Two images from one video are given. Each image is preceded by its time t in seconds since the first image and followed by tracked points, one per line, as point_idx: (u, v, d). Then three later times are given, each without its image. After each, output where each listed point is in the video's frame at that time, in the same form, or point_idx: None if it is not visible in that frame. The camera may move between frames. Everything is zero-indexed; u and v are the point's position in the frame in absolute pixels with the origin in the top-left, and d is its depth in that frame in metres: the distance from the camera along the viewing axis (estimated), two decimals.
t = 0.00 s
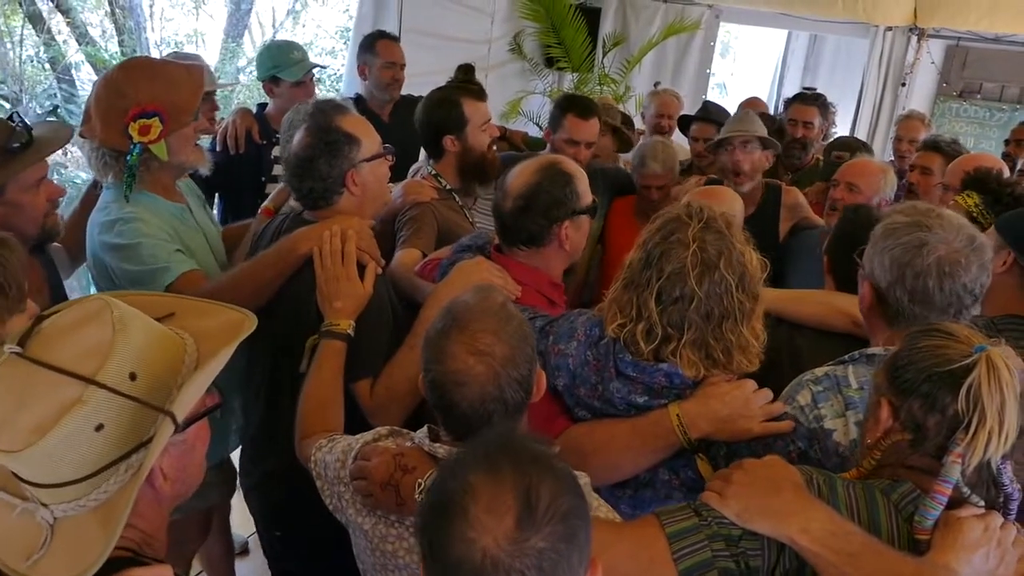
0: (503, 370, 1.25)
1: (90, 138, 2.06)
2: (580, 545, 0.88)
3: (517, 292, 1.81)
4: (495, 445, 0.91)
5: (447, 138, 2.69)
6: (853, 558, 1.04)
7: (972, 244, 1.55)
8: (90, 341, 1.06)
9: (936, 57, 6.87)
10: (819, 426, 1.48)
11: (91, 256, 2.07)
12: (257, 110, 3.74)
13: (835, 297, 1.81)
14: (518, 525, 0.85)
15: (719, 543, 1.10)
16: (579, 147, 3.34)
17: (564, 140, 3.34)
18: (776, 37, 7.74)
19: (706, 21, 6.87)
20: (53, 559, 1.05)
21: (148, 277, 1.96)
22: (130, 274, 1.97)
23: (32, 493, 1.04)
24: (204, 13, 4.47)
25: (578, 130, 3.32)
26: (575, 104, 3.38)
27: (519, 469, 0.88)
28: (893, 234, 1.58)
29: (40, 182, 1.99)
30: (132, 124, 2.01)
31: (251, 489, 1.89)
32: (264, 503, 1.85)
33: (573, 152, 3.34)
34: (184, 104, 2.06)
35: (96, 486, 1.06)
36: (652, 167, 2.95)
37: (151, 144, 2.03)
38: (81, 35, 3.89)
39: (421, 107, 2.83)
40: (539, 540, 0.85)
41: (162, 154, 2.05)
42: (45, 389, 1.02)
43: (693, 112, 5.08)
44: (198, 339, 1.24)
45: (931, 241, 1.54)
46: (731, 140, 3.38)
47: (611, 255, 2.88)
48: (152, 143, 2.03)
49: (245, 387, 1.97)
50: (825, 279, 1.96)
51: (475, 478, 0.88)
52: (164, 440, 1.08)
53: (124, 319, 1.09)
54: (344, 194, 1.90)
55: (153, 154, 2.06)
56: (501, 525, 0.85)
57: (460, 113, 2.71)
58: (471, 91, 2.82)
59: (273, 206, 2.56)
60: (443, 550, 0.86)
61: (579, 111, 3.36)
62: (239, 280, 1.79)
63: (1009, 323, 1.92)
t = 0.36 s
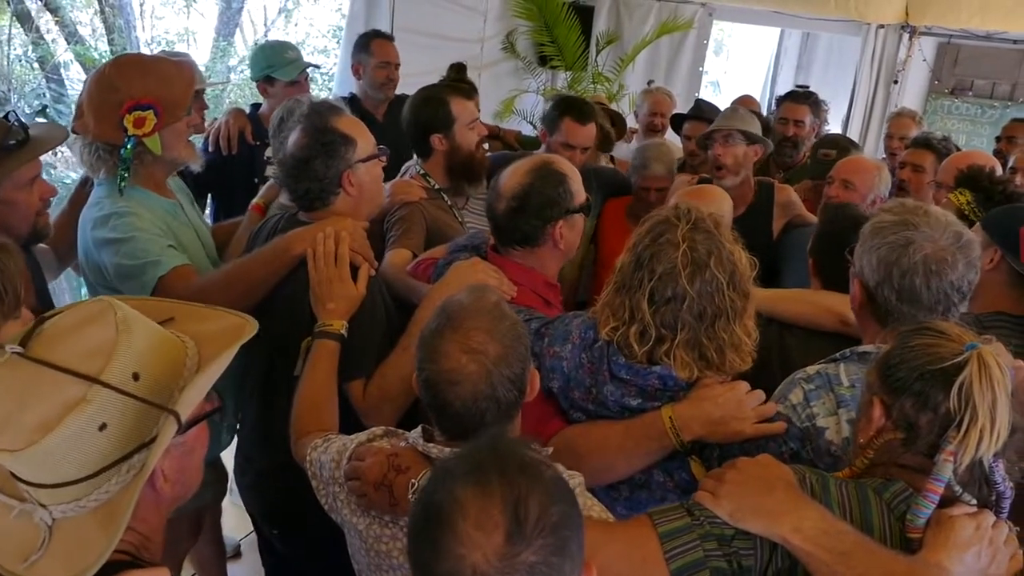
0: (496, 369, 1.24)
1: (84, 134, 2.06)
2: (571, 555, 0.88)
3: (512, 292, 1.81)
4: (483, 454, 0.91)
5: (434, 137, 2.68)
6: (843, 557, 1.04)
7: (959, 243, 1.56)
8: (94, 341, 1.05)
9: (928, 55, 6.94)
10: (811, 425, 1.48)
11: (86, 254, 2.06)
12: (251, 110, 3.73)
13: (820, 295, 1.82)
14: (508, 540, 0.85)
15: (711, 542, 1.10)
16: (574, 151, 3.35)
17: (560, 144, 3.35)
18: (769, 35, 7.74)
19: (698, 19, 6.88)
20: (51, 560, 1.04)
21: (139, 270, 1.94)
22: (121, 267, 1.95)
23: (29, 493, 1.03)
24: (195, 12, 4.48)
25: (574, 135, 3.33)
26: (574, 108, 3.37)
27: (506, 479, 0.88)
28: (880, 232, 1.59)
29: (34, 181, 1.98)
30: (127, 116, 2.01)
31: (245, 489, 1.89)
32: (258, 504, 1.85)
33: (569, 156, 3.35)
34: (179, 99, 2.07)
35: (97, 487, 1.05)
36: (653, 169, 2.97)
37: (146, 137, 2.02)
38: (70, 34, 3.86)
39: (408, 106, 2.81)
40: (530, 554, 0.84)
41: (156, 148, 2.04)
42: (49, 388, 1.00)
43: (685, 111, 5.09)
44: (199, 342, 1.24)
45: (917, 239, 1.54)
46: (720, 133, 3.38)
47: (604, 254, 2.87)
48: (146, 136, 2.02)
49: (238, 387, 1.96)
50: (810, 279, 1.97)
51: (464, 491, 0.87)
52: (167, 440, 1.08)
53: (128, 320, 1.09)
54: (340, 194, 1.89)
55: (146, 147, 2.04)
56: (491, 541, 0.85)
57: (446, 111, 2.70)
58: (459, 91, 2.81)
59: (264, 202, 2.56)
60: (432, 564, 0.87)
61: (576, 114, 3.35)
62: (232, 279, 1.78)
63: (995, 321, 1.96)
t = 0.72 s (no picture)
0: (490, 367, 1.24)
1: (82, 129, 2.05)
2: (567, 555, 0.87)
3: (508, 290, 1.80)
4: (475, 458, 0.91)
5: (421, 137, 2.67)
6: (835, 554, 1.04)
7: (951, 237, 1.57)
8: (101, 339, 1.05)
9: (920, 53, 6.87)
10: (807, 418, 1.47)
11: (83, 250, 2.05)
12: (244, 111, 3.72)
13: (808, 294, 1.82)
14: (504, 540, 0.84)
15: (703, 541, 1.10)
16: (564, 149, 3.35)
17: (550, 141, 3.35)
18: (761, 34, 7.75)
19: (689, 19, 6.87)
20: (52, 560, 1.02)
21: (133, 267, 1.92)
22: (116, 263, 1.93)
23: (31, 491, 1.01)
24: (184, 13, 4.46)
25: (564, 132, 3.32)
26: (566, 107, 3.37)
27: (500, 479, 0.88)
28: (874, 226, 1.59)
29: (28, 178, 1.97)
30: (128, 108, 2.00)
31: (240, 488, 1.88)
32: (253, 504, 1.84)
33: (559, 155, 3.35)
34: (179, 94, 2.07)
35: (100, 485, 1.04)
36: (645, 163, 2.95)
37: (145, 130, 2.01)
38: (57, 35, 3.84)
39: (395, 106, 2.80)
40: (525, 555, 0.84)
41: (155, 142, 2.03)
42: (55, 385, 0.99)
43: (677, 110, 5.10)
44: (203, 343, 1.23)
45: (911, 231, 1.55)
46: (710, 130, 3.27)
47: (596, 254, 2.87)
48: (146, 129, 2.01)
49: (232, 387, 1.95)
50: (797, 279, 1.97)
51: (458, 491, 0.87)
52: (174, 438, 1.07)
53: (134, 320, 1.08)
54: (332, 193, 1.88)
55: (145, 141, 2.04)
56: (486, 542, 0.84)
57: (433, 112, 2.70)
58: (446, 90, 2.80)
59: (254, 200, 2.55)
60: (428, 565, 0.86)
61: (566, 113, 3.35)
62: (225, 277, 1.77)
63: (984, 320, 1.99)
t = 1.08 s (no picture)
0: (484, 364, 1.23)
1: (78, 130, 2.02)
2: (563, 552, 0.87)
3: (500, 285, 1.79)
4: (470, 456, 0.91)
5: (411, 136, 2.66)
6: (830, 551, 1.04)
7: (971, 241, 1.57)
8: (96, 340, 1.04)
9: (911, 52, 6.98)
10: (797, 410, 1.47)
11: (79, 253, 2.04)
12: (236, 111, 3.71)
13: (798, 291, 1.83)
14: (500, 537, 0.84)
15: (698, 537, 1.10)
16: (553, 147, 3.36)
17: (539, 140, 3.35)
18: (752, 34, 7.78)
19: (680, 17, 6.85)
20: (55, 561, 1.02)
21: (129, 270, 1.91)
22: (112, 266, 1.92)
23: (29, 494, 1.01)
24: (175, 13, 4.44)
25: (553, 131, 3.33)
26: (556, 105, 3.37)
27: (496, 475, 0.88)
28: (897, 220, 1.59)
29: (29, 182, 1.97)
30: (127, 108, 1.99)
31: (237, 488, 1.87)
32: (249, 503, 1.84)
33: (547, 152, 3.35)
34: (176, 95, 2.07)
35: (100, 487, 1.04)
36: (621, 159, 2.95)
37: (144, 131, 2.01)
38: (48, 36, 3.82)
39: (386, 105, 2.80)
40: (522, 552, 0.84)
41: (153, 142, 2.03)
42: (50, 387, 0.98)
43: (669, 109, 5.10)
44: (195, 341, 1.23)
45: (934, 230, 1.55)
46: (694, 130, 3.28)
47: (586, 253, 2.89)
48: (145, 129, 2.01)
49: (228, 386, 1.95)
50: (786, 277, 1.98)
51: (454, 488, 0.87)
52: (171, 438, 1.07)
53: (128, 321, 1.08)
54: (324, 192, 1.88)
55: (144, 142, 2.03)
56: (482, 539, 0.84)
57: (424, 110, 2.70)
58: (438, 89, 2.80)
59: (245, 200, 2.54)
60: (425, 564, 0.86)
61: (555, 112, 3.35)
62: (219, 279, 1.77)
63: (973, 317, 2.01)
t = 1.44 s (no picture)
0: (479, 360, 1.24)
1: (73, 132, 2.02)
2: (558, 545, 0.87)
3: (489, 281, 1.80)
4: (465, 451, 0.91)
5: (406, 132, 2.67)
6: (822, 549, 1.04)
7: (968, 241, 1.58)
8: (72, 342, 1.03)
9: (905, 49, 6.95)
10: (788, 405, 1.49)
11: (73, 257, 2.03)
12: (229, 111, 3.71)
13: (789, 288, 1.83)
14: (493, 530, 0.84)
15: (691, 535, 1.11)
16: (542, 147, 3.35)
17: (529, 141, 3.34)
18: (746, 32, 7.79)
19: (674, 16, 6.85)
20: (46, 565, 1.01)
21: (124, 275, 1.91)
22: (106, 271, 1.92)
23: (16, 500, 1.00)
24: (169, 13, 4.47)
25: (543, 130, 3.33)
26: (543, 105, 3.38)
27: (489, 470, 0.88)
28: (897, 216, 1.60)
29: (21, 176, 1.95)
30: (123, 117, 1.98)
31: (232, 489, 1.87)
32: (244, 503, 1.83)
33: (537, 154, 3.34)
34: (173, 102, 2.05)
35: (86, 488, 1.03)
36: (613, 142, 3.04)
37: (138, 138, 2.00)
38: (42, 36, 3.81)
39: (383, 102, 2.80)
40: (516, 544, 0.84)
41: (148, 150, 2.02)
42: (28, 392, 0.98)
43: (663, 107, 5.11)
44: (175, 337, 1.22)
45: (933, 227, 1.56)
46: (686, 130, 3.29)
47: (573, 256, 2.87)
48: (139, 137, 2.00)
49: (222, 386, 1.95)
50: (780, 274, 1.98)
51: (448, 487, 0.87)
52: (154, 437, 1.07)
53: (103, 321, 1.07)
54: (318, 192, 1.88)
55: (138, 149, 2.02)
56: (476, 532, 0.84)
57: (422, 106, 2.70)
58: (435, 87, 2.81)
59: (238, 201, 2.54)
60: (419, 558, 0.86)
61: (545, 111, 3.36)
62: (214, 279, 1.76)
63: (963, 313, 2.01)
